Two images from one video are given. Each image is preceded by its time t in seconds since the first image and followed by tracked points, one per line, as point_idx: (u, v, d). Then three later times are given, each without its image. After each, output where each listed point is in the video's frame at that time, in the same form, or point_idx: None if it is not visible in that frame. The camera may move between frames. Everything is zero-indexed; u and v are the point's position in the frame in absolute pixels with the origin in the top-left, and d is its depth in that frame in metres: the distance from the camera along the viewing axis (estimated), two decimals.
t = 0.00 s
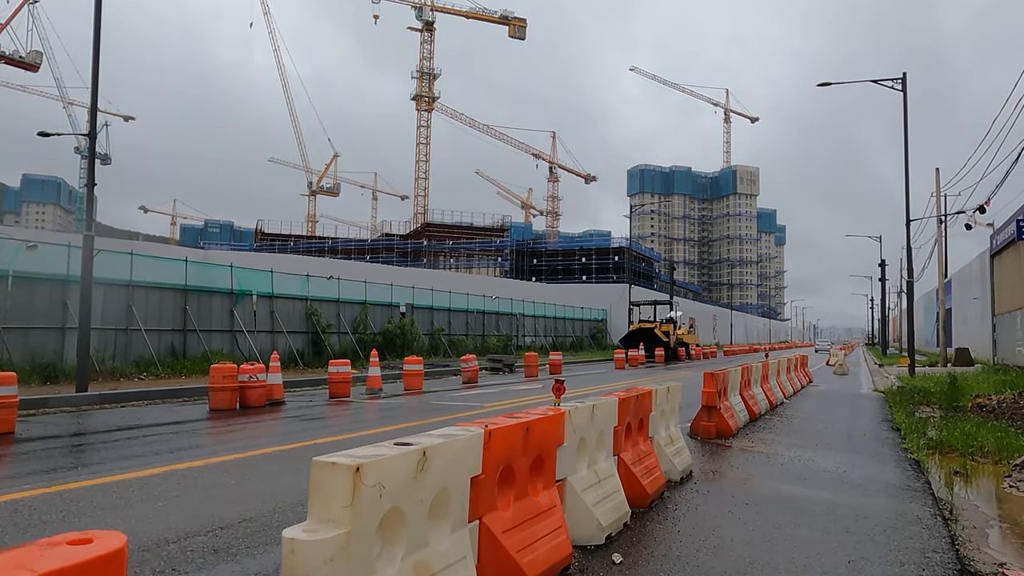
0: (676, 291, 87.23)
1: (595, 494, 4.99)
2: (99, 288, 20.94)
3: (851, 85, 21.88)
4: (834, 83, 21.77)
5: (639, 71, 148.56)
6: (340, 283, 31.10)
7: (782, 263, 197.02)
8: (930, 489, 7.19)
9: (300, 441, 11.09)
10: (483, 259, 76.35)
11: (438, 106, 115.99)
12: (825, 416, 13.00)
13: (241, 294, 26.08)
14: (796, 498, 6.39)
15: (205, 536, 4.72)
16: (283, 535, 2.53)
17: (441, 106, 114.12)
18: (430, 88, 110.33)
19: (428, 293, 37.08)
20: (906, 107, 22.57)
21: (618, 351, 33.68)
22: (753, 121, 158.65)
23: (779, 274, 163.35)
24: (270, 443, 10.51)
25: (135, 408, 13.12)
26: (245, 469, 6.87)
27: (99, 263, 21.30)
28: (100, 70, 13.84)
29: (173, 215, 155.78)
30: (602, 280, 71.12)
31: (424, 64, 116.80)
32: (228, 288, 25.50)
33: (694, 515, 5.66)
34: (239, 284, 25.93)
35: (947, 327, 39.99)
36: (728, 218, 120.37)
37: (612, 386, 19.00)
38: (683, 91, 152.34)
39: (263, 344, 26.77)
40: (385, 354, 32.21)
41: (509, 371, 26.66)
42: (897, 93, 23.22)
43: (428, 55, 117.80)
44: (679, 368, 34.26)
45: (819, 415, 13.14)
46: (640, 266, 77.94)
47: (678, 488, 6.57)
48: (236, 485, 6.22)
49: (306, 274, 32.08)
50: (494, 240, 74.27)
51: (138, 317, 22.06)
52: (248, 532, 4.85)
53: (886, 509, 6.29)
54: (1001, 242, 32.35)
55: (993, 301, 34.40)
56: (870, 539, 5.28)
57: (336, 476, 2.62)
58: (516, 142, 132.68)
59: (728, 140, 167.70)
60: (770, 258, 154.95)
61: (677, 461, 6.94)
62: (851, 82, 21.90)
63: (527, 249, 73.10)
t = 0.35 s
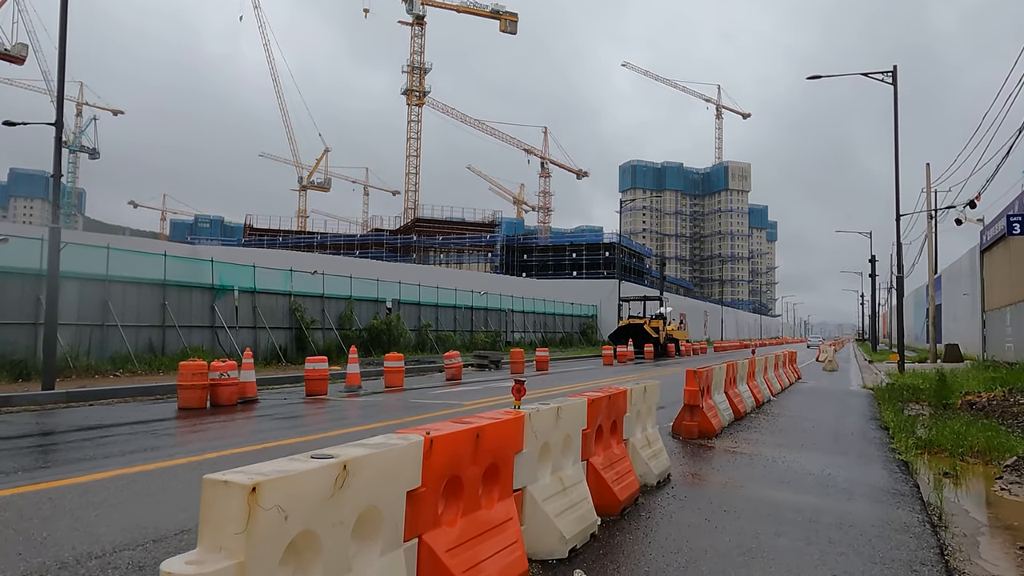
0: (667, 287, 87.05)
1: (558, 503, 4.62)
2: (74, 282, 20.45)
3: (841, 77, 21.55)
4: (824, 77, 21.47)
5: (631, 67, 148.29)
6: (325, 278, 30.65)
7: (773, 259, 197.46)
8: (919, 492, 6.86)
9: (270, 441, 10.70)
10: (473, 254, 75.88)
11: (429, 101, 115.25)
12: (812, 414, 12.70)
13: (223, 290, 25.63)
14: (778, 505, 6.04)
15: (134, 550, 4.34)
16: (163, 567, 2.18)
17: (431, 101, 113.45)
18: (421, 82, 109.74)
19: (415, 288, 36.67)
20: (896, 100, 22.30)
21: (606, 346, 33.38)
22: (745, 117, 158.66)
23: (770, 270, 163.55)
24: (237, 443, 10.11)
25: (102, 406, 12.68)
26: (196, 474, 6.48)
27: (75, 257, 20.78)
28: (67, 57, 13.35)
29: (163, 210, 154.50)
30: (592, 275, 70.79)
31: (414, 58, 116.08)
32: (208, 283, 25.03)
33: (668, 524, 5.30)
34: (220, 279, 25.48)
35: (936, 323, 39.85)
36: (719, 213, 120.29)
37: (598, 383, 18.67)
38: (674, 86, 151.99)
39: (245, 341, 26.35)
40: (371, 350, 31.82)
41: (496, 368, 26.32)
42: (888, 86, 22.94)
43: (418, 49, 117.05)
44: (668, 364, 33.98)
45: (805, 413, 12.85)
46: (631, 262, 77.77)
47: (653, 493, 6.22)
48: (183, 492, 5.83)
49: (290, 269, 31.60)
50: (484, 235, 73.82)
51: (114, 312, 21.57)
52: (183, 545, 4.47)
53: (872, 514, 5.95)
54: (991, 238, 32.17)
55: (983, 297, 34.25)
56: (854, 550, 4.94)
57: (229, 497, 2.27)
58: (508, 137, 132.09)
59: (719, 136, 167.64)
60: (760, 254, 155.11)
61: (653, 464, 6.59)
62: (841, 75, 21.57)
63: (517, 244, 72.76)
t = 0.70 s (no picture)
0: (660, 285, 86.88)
1: (528, 511, 4.25)
2: (51, 279, 19.98)
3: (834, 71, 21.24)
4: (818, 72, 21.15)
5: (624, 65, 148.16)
6: (312, 275, 30.24)
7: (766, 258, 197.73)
8: (916, 496, 6.51)
9: (243, 442, 10.31)
10: (466, 252, 75.49)
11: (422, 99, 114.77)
12: (804, 413, 12.39)
13: (207, 287, 25.19)
14: (768, 511, 5.67)
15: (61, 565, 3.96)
16: None
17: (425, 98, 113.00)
18: (414, 80, 109.23)
19: (405, 286, 36.29)
20: (890, 95, 22.03)
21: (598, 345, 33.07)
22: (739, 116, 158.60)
23: (763, 269, 163.77)
24: (207, 445, 9.70)
25: (72, 406, 12.25)
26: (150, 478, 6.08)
27: (53, 252, 20.30)
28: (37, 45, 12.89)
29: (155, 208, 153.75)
30: (585, 274, 70.50)
31: (407, 56, 115.52)
32: (192, 280, 24.58)
33: (650, 533, 4.93)
34: (204, 276, 25.03)
35: (930, 321, 39.69)
36: (712, 212, 120.18)
37: (587, 381, 18.35)
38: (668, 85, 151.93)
39: (229, 339, 25.91)
40: (359, 349, 31.42)
41: (485, 367, 25.96)
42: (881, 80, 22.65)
43: (411, 47, 116.59)
44: (660, 363, 33.68)
45: (797, 412, 12.53)
46: (624, 260, 77.54)
47: (636, 498, 5.85)
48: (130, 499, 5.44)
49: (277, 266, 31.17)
50: (476, 234, 73.43)
51: (94, 310, 21.10)
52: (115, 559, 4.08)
53: (867, 521, 5.59)
54: (985, 236, 31.98)
55: (977, 296, 34.07)
56: (849, 562, 4.57)
57: (103, 516, 1.93)
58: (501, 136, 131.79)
59: (713, 135, 167.70)
60: (754, 253, 155.28)
61: (637, 466, 6.22)
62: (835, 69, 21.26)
63: (510, 242, 72.37)
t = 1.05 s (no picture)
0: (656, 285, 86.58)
1: (500, 533, 3.88)
2: (32, 278, 19.55)
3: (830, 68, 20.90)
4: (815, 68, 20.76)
5: (620, 65, 148.20)
6: (302, 275, 29.82)
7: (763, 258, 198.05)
8: (922, 509, 6.13)
9: (219, 448, 9.89)
10: (461, 252, 75.12)
11: (418, 98, 114.36)
12: (802, 416, 12.02)
13: (195, 286, 24.76)
14: (765, 527, 5.30)
15: None
16: None
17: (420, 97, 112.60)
18: (410, 78, 108.84)
19: (398, 285, 35.88)
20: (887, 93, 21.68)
21: (592, 345, 32.70)
22: (735, 115, 158.55)
23: (759, 269, 163.74)
24: (181, 450, 9.30)
25: (44, 410, 11.84)
26: (102, 491, 5.70)
27: (34, 251, 19.86)
28: (9, 36, 12.44)
29: (152, 208, 153.60)
30: (581, 273, 70.21)
31: (403, 54, 115.00)
32: (179, 280, 24.17)
33: (637, 554, 4.55)
34: (191, 275, 24.63)
35: (927, 321, 39.38)
36: (709, 211, 119.92)
37: (579, 383, 17.98)
38: (664, 84, 151.64)
39: (218, 339, 25.49)
40: (351, 349, 31.01)
41: (478, 367, 25.56)
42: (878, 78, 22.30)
43: (407, 46, 116.17)
44: (655, 363, 33.32)
45: (794, 415, 12.16)
46: (620, 259, 77.19)
47: (623, 512, 5.48)
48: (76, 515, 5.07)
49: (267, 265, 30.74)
50: (471, 233, 73.10)
51: (78, 310, 20.67)
52: None
53: (871, 539, 5.20)
54: (983, 235, 31.65)
55: (975, 295, 33.76)
56: None
57: None
58: (498, 135, 131.35)
59: (709, 135, 167.56)
60: (750, 253, 155.14)
61: (625, 477, 5.84)
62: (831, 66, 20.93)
63: (505, 242, 71.96)
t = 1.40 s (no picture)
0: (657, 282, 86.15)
1: (466, 548, 3.55)
2: (19, 274, 19.18)
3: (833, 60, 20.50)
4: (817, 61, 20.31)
5: (622, 62, 147.63)
6: (297, 271, 29.43)
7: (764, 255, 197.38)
8: (933, 516, 5.71)
9: (197, 447, 9.51)
10: (461, 249, 74.77)
11: (418, 94, 113.87)
12: (804, 416, 11.63)
13: (187, 283, 24.41)
14: (764, 538, 4.90)
15: None
16: None
17: (420, 94, 112.10)
18: (410, 75, 108.48)
19: (395, 282, 35.48)
20: (892, 85, 21.23)
21: (591, 342, 32.26)
22: (736, 112, 158.36)
23: (760, 266, 163.29)
24: (157, 449, 8.95)
25: (20, 408, 11.47)
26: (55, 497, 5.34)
27: (21, 246, 19.48)
28: None
29: (153, 206, 153.30)
30: (581, 271, 69.78)
31: (403, 51, 114.57)
32: (171, 276, 23.81)
33: (624, 569, 4.16)
34: (183, 272, 24.26)
35: (930, 318, 38.92)
36: (711, 209, 119.46)
37: (576, 381, 17.58)
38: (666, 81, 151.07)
39: (210, 336, 25.12)
40: (347, 346, 30.63)
41: (474, 365, 25.19)
42: (883, 70, 21.85)
43: (407, 43, 115.69)
44: (655, 361, 32.93)
45: (796, 414, 11.76)
46: (621, 256, 76.79)
47: (610, 521, 5.09)
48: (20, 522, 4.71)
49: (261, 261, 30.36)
50: (471, 230, 72.73)
51: (65, 306, 20.30)
52: None
53: (880, 551, 4.80)
54: (988, 231, 31.19)
55: (979, 292, 33.30)
56: None
57: None
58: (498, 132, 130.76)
59: (711, 133, 167.00)
60: (752, 250, 154.69)
61: (615, 483, 5.45)
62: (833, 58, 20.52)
63: (505, 239, 71.50)
